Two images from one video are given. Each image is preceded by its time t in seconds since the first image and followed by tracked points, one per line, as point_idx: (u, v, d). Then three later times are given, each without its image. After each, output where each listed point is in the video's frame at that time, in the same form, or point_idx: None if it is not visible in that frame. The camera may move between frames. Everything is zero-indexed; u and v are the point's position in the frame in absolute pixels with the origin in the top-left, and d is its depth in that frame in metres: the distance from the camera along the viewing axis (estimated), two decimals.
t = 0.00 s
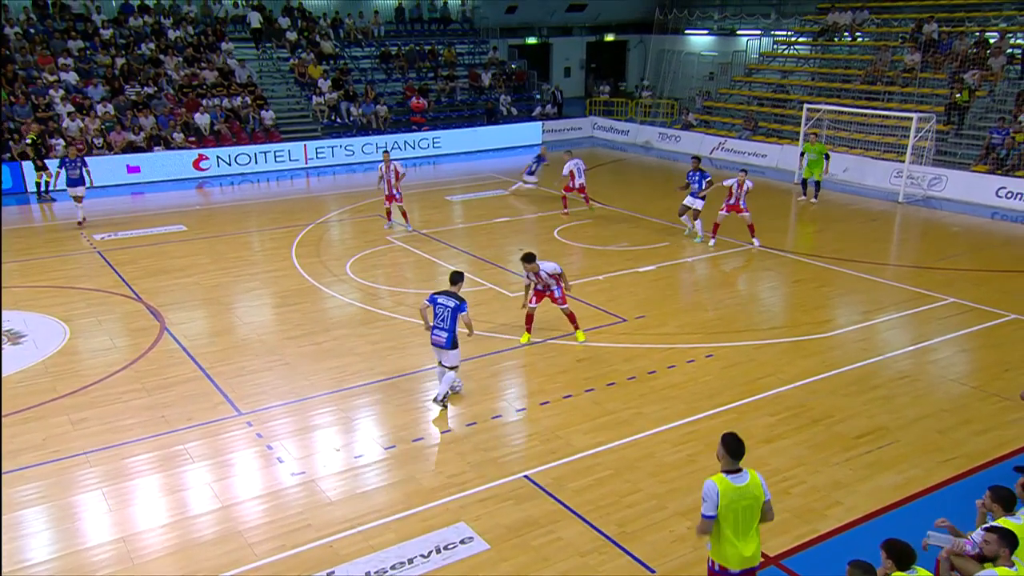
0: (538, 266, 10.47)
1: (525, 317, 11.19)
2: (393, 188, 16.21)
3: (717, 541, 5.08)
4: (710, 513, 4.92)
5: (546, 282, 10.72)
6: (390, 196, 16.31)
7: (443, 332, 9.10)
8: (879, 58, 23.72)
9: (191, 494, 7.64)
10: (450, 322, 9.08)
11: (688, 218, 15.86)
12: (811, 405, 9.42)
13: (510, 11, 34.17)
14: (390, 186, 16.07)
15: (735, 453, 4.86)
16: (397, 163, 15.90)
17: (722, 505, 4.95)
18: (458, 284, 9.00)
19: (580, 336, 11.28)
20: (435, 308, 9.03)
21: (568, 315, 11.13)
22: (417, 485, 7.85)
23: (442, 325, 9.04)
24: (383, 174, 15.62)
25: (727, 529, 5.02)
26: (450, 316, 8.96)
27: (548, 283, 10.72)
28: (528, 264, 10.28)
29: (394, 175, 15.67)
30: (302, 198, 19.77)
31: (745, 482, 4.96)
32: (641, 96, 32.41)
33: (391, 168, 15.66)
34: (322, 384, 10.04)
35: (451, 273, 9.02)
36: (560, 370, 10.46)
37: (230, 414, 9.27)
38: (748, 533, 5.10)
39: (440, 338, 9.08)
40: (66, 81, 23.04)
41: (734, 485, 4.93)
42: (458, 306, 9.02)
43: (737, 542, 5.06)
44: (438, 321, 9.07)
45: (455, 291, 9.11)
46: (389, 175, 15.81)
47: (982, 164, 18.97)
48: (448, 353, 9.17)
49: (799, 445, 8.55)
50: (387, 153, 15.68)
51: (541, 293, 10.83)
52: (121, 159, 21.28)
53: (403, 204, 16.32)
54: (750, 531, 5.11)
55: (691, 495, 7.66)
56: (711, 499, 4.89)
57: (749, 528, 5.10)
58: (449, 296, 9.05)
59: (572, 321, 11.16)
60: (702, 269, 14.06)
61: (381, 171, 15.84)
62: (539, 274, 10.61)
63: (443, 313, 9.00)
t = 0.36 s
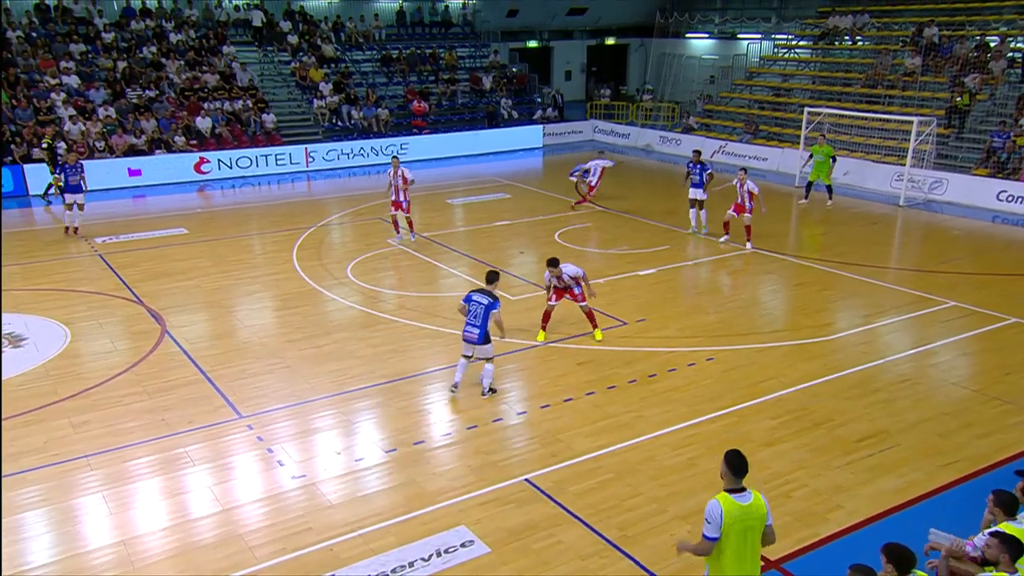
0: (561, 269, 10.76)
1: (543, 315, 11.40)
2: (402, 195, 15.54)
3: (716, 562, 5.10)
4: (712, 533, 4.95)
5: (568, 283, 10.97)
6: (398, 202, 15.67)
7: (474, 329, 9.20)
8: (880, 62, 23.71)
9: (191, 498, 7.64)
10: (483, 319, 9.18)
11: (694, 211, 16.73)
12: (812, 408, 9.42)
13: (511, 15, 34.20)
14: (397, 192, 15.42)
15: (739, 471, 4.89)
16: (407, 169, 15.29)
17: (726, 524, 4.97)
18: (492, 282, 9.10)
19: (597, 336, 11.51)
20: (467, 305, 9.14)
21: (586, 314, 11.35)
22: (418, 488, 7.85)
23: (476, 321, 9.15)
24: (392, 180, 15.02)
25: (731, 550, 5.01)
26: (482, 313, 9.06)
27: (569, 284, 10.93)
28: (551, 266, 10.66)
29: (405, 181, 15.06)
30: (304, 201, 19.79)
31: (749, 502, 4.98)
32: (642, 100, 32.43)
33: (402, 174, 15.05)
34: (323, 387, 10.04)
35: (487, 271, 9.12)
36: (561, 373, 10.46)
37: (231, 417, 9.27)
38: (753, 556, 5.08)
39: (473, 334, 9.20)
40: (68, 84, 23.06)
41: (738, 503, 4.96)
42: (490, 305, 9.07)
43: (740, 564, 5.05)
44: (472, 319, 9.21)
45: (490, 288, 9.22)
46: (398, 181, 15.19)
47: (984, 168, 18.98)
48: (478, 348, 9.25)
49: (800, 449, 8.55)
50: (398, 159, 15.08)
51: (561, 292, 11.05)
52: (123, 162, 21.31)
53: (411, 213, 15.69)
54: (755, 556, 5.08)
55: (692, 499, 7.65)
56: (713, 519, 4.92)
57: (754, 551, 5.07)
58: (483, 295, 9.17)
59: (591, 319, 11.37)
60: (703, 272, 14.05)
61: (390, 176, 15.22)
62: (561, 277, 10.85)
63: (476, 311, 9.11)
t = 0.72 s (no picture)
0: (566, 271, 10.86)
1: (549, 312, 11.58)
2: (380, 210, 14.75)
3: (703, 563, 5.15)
4: (698, 533, 5.01)
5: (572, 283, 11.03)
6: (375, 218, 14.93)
7: (495, 325, 9.57)
8: (854, 68, 23.99)
9: (170, 507, 7.55)
10: (503, 315, 9.53)
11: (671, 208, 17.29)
12: (792, 410, 9.50)
13: (490, 21, 34.25)
14: (374, 207, 14.65)
15: (726, 472, 5.00)
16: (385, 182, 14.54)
17: (713, 526, 5.03)
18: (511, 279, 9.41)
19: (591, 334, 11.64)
20: (489, 302, 9.48)
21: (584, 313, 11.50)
22: (400, 495, 7.81)
23: (497, 317, 9.52)
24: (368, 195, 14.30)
25: (718, 552, 5.07)
26: (504, 309, 9.42)
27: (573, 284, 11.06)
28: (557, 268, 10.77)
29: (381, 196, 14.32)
30: (283, 207, 19.68)
31: (738, 503, 5.08)
32: (621, 105, 32.60)
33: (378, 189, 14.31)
34: (304, 394, 9.97)
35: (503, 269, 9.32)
36: (542, 378, 10.46)
37: (210, 425, 9.18)
38: (741, 561, 5.14)
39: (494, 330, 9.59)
40: (41, 90, 22.78)
41: (726, 503, 5.05)
42: (510, 301, 9.44)
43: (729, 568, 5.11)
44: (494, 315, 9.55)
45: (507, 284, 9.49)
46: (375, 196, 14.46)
47: (957, 172, 19.22)
48: (498, 344, 9.70)
49: (780, 451, 8.62)
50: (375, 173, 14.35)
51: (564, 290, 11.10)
52: (97, 169, 21.11)
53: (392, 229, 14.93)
54: (744, 560, 5.15)
55: (674, 501, 7.68)
56: (701, 518, 4.99)
57: (742, 555, 5.15)
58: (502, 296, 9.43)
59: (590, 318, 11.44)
60: (683, 276, 14.14)
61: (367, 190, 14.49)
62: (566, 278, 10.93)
63: (497, 307, 9.48)
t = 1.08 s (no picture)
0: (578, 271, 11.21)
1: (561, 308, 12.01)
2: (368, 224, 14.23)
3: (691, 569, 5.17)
4: (688, 537, 5.02)
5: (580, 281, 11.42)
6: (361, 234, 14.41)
7: (508, 323, 9.94)
8: (825, 74, 24.29)
9: (144, 518, 7.45)
10: (518, 317, 9.92)
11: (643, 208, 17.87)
12: (767, 413, 9.59)
13: (465, 28, 34.32)
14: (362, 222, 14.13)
15: (714, 476, 5.04)
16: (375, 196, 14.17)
17: (702, 530, 5.05)
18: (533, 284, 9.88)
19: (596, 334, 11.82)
20: (508, 302, 9.94)
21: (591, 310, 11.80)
22: (378, 502, 7.77)
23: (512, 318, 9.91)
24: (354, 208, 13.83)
25: (708, 555, 5.09)
26: (518, 309, 9.84)
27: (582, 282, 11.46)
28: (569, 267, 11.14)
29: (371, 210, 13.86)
30: (258, 214, 19.53)
31: (724, 507, 5.13)
32: (597, 111, 32.77)
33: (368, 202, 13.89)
34: (280, 402, 9.89)
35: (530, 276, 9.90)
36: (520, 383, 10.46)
37: (184, 435, 9.07)
38: (728, 564, 5.17)
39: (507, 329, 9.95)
40: (9, 97, 22.46)
41: (714, 507, 5.08)
42: (527, 304, 9.88)
43: (716, 572, 5.14)
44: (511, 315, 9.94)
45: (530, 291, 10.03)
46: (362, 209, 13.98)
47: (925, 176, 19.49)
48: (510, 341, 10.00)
49: (756, 453, 8.70)
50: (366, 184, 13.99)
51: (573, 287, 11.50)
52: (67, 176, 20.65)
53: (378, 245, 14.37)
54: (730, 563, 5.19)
55: (652, 505, 7.72)
56: (692, 522, 4.99)
57: (729, 560, 5.18)
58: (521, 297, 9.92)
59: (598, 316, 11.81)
60: (659, 280, 14.23)
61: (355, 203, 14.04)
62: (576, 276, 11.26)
63: (513, 307, 9.89)
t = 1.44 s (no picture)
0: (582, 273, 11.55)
1: (567, 309, 12.43)
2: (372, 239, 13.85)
3: None
4: (648, 549, 5.10)
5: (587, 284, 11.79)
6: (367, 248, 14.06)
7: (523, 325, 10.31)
8: (795, 84, 24.69)
9: (115, 535, 7.32)
10: (533, 319, 10.28)
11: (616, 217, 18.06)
12: (742, 419, 9.68)
13: (439, 38, 34.42)
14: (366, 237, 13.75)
15: (676, 490, 5.05)
16: (375, 209, 13.73)
17: (663, 542, 5.12)
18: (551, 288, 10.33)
19: (614, 333, 12.20)
20: (525, 305, 10.35)
21: (603, 312, 12.16)
22: (354, 514, 7.72)
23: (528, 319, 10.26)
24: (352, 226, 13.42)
25: (672, 570, 5.13)
26: (535, 311, 10.23)
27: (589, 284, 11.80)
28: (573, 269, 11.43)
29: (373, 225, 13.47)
30: (231, 225, 19.37)
31: (688, 520, 5.17)
32: (571, 120, 32.97)
33: (367, 217, 13.49)
34: (254, 414, 9.79)
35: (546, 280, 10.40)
36: (496, 393, 10.46)
37: (156, 448, 8.95)
38: None
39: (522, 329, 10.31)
40: None
41: (675, 521, 5.14)
42: (544, 309, 10.24)
43: None
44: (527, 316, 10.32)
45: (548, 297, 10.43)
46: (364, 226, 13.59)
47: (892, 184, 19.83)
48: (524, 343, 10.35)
49: (731, 460, 8.77)
50: (365, 199, 13.56)
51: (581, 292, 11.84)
52: (36, 187, 20.31)
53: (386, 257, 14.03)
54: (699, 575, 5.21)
55: (628, 513, 7.74)
56: (650, 535, 5.08)
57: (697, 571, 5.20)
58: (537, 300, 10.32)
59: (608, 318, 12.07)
60: (634, 288, 14.31)
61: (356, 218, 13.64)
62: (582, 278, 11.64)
63: (531, 309, 10.28)
